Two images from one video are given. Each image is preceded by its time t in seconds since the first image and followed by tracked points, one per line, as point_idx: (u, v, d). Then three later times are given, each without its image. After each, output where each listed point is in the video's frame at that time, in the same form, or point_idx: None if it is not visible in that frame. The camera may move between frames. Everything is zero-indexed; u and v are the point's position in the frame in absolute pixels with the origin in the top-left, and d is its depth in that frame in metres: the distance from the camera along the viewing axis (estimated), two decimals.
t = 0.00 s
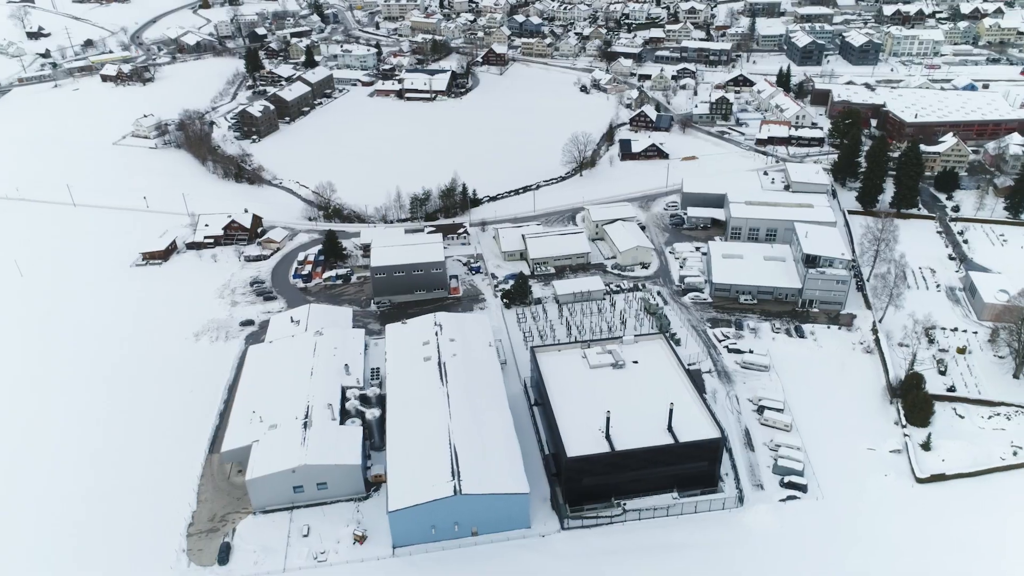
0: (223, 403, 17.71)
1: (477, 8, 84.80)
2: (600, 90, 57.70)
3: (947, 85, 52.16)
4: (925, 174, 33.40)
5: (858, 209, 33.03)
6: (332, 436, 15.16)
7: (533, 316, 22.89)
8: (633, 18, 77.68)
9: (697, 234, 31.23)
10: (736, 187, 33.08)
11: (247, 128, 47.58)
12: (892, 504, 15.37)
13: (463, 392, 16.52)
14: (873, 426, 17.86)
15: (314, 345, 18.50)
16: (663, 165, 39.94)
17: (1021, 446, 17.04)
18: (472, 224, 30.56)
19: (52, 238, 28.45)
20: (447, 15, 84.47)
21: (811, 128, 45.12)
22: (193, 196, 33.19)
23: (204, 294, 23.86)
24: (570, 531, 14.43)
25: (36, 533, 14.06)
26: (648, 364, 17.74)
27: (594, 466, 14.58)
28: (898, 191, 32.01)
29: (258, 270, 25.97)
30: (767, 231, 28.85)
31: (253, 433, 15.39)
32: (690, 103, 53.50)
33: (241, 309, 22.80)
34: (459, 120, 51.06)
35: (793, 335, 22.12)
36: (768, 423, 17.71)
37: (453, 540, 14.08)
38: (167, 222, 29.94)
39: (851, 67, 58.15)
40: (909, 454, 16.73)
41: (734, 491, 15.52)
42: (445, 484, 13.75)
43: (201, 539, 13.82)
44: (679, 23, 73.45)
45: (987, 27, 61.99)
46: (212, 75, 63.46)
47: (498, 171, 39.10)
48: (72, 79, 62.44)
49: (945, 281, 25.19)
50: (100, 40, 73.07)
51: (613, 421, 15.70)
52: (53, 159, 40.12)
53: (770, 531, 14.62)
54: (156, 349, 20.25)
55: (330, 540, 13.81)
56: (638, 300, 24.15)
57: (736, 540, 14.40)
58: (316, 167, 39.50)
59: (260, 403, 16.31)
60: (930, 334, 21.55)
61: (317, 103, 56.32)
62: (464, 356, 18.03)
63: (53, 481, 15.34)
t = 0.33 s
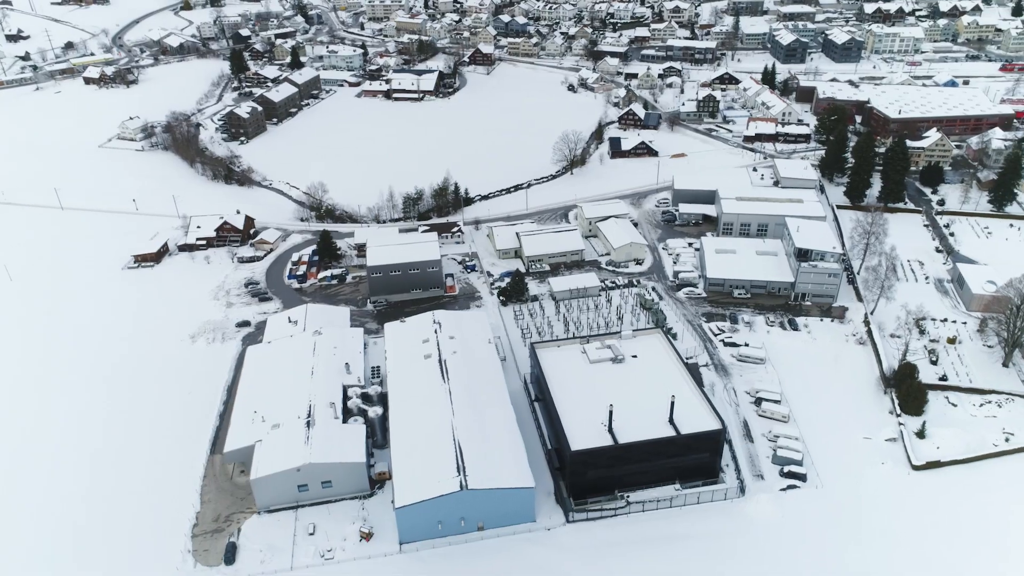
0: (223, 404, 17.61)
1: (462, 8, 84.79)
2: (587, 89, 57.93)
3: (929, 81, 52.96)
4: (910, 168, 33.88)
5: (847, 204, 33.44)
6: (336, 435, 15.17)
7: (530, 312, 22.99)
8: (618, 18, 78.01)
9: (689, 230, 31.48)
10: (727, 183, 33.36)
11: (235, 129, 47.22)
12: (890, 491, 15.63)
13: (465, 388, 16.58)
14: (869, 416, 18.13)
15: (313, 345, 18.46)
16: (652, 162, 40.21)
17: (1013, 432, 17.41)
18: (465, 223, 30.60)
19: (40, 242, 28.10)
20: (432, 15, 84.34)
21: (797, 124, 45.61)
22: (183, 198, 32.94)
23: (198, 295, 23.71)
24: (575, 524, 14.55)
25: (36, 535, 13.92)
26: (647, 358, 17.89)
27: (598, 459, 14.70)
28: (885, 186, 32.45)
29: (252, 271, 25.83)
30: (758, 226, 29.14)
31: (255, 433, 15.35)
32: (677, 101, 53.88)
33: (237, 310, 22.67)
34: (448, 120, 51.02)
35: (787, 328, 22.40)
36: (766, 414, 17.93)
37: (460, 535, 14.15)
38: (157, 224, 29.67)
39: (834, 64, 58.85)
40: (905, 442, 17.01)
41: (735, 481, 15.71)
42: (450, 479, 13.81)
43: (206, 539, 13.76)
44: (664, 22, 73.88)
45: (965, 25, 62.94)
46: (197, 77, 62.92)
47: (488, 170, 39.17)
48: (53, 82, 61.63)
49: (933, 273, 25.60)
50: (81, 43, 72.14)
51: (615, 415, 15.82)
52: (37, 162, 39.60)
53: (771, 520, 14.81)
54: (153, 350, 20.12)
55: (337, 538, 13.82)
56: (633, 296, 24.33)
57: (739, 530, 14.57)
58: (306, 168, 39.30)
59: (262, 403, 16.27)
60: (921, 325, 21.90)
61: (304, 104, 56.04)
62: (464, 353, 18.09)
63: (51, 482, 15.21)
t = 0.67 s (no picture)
0: (221, 406, 17.51)
1: (446, 8, 84.72)
2: (575, 88, 58.12)
3: (910, 78, 53.71)
4: (896, 163, 34.35)
5: (834, 199, 33.86)
6: (338, 434, 15.17)
7: (527, 310, 23.08)
8: (603, 17, 78.32)
9: (680, 226, 31.75)
10: (716, 180, 33.64)
11: (222, 131, 46.84)
12: (886, 479, 15.88)
13: (466, 385, 16.63)
14: (864, 406, 18.40)
15: (311, 344, 18.42)
16: (642, 160, 40.45)
17: (1004, 420, 17.75)
18: (458, 222, 30.63)
19: (28, 246, 27.79)
20: (417, 15, 84.17)
21: (783, 121, 46.09)
22: (172, 200, 32.69)
23: (192, 298, 23.54)
24: (579, 517, 14.65)
25: (37, 539, 13.80)
26: (645, 352, 18.03)
27: (600, 453, 14.81)
28: (872, 181, 32.90)
29: (245, 272, 25.71)
30: (749, 222, 29.44)
31: (256, 432, 15.30)
32: (664, 99, 54.24)
33: (232, 312, 22.54)
34: (437, 120, 50.95)
35: (781, 321, 22.67)
36: (763, 406, 18.14)
37: (465, 531, 14.21)
38: (147, 226, 29.43)
39: (817, 62, 59.52)
40: (899, 431, 17.29)
41: (735, 472, 15.89)
42: (455, 475, 13.87)
43: (210, 540, 13.71)
44: (648, 21, 74.29)
45: (944, 22, 63.87)
46: (182, 78, 62.39)
47: (479, 169, 39.21)
48: (34, 85, 60.82)
49: (921, 265, 26.00)
50: (61, 45, 71.26)
51: (615, 409, 15.94)
52: (21, 166, 39.11)
53: (772, 509, 15.00)
54: (149, 353, 19.97)
55: (342, 536, 13.83)
56: (628, 292, 24.49)
57: (740, 520, 14.74)
58: (295, 170, 39.05)
59: (262, 403, 16.23)
60: (911, 317, 22.25)
61: (291, 105, 55.74)
62: (464, 351, 18.14)
63: (50, 486, 15.07)
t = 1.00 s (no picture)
0: (218, 408, 17.39)
1: (427, 8, 84.57)
2: (558, 87, 58.31)
3: (887, 74, 54.57)
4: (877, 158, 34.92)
5: (819, 194, 34.34)
6: (339, 432, 15.14)
7: (521, 307, 23.16)
8: (584, 17, 78.63)
9: (669, 223, 32.02)
10: (703, 176, 33.95)
11: (205, 133, 46.37)
12: (881, 465, 16.18)
13: (464, 382, 16.68)
14: (855, 395, 18.73)
15: (307, 344, 18.35)
16: (628, 158, 40.70)
17: (992, 406, 18.15)
18: (448, 221, 30.62)
19: (10, 252, 27.32)
20: (397, 15, 83.87)
21: (766, 117, 46.61)
22: (158, 203, 32.33)
23: (183, 300, 23.34)
24: (581, 510, 14.77)
25: (36, 544, 13.63)
26: (641, 346, 18.20)
27: (600, 445, 14.95)
28: (855, 175, 33.41)
29: (236, 274, 25.51)
30: (737, 216, 29.77)
31: (256, 434, 15.22)
32: (647, 97, 54.62)
33: (223, 313, 22.38)
34: (422, 119, 50.82)
35: (771, 313, 22.98)
36: (757, 397, 18.39)
37: (469, 526, 14.27)
38: (133, 230, 29.07)
39: (796, 59, 60.26)
40: (891, 418, 17.62)
41: (732, 462, 16.11)
42: (458, 471, 13.91)
43: (212, 542, 13.63)
44: (629, 20, 74.72)
45: (918, 19, 64.93)
46: (161, 80, 61.66)
47: (466, 168, 39.21)
48: (9, 88, 59.77)
49: (905, 257, 26.46)
50: (36, 47, 70.06)
51: (614, 402, 16.08)
52: None
53: (770, 497, 15.23)
54: (141, 356, 19.77)
55: (346, 534, 13.81)
56: (620, 287, 24.67)
57: (739, 508, 14.95)
58: (281, 171, 38.76)
59: (260, 404, 16.16)
60: (898, 307, 22.64)
61: (274, 107, 55.31)
62: (461, 348, 18.20)
63: (48, 489, 14.94)
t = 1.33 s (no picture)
0: (213, 410, 17.27)
1: (407, 8, 84.31)
2: (541, 86, 58.46)
3: (864, 71, 55.44)
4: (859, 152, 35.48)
5: (802, 189, 34.80)
6: (338, 431, 15.13)
7: (513, 304, 23.24)
8: (564, 16, 78.88)
9: (656, 219, 32.28)
10: (689, 173, 34.25)
11: (187, 135, 45.87)
12: (873, 451, 16.51)
13: (463, 379, 16.74)
14: (845, 384, 19.07)
15: (303, 344, 18.29)
16: (613, 155, 40.94)
17: (978, 391, 18.58)
18: (437, 220, 30.62)
19: None
20: (377, 16, 83.53)
21: (748, 114, 47.13)
22: (142, 206, 31.94)
23: (173, 303, 23.08)
24: (582, 502, 14.91)
25: (34, 551, 13.46)
26: (636, 340, 18.38)
27: (600, 439, 15.10)
28: (837, 170, 33.93)
29: (225, 276, 25.30)
30: (723, 212, 30.12)
31: (254, 435, 15.14)
32: (629, 95, 54.97)
33: (215, 316, 22.19)
34: (406, 120, 50.70)
35: (761, 307, 23.30)
36: (750, 388, 18.66)
37: (471, 521, 14.33)
38: (119, 233, 28.71)
39: (775, 57, 60.98)
40: (881, 406, 17.97)
41: (729, 452, 16.34)
42: (461, 466, 13.98)
43: (214, 543, 13.55)
44: (609, 19, 75.14)
45: (892, 17, 66.02)
46: (140, 83, 60.91)
47: (454, 168, 39.17)
48: None
49: (889, 249, 26.94)
50: (8, 51, 68.83)
51: (612, 396, 16.23)
52: None
53: (768, 485, 15.48)
54: (133, 360, 19.54)
55: (349, 533, 13.81)
56: (612, 283, 24.86)
57: (738, 497, 15.18)
58: (266, 173, 38.46)
59: (257, 404, 16.08)
60: (884, 299, 23.06)
61: (256, 108, 54.82)
62: (457, 346, 18.25)
63: (46, 495, 14.75)
